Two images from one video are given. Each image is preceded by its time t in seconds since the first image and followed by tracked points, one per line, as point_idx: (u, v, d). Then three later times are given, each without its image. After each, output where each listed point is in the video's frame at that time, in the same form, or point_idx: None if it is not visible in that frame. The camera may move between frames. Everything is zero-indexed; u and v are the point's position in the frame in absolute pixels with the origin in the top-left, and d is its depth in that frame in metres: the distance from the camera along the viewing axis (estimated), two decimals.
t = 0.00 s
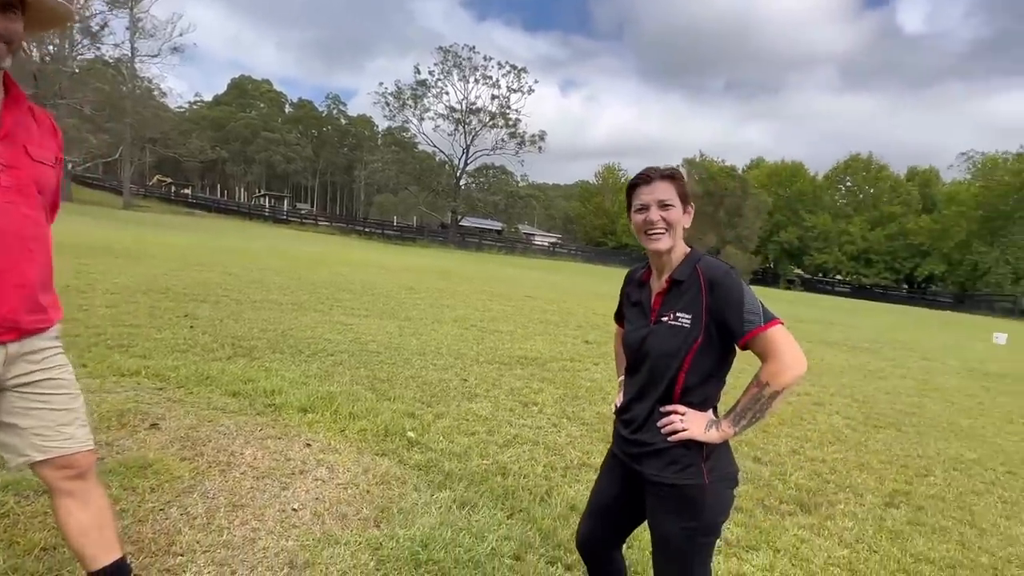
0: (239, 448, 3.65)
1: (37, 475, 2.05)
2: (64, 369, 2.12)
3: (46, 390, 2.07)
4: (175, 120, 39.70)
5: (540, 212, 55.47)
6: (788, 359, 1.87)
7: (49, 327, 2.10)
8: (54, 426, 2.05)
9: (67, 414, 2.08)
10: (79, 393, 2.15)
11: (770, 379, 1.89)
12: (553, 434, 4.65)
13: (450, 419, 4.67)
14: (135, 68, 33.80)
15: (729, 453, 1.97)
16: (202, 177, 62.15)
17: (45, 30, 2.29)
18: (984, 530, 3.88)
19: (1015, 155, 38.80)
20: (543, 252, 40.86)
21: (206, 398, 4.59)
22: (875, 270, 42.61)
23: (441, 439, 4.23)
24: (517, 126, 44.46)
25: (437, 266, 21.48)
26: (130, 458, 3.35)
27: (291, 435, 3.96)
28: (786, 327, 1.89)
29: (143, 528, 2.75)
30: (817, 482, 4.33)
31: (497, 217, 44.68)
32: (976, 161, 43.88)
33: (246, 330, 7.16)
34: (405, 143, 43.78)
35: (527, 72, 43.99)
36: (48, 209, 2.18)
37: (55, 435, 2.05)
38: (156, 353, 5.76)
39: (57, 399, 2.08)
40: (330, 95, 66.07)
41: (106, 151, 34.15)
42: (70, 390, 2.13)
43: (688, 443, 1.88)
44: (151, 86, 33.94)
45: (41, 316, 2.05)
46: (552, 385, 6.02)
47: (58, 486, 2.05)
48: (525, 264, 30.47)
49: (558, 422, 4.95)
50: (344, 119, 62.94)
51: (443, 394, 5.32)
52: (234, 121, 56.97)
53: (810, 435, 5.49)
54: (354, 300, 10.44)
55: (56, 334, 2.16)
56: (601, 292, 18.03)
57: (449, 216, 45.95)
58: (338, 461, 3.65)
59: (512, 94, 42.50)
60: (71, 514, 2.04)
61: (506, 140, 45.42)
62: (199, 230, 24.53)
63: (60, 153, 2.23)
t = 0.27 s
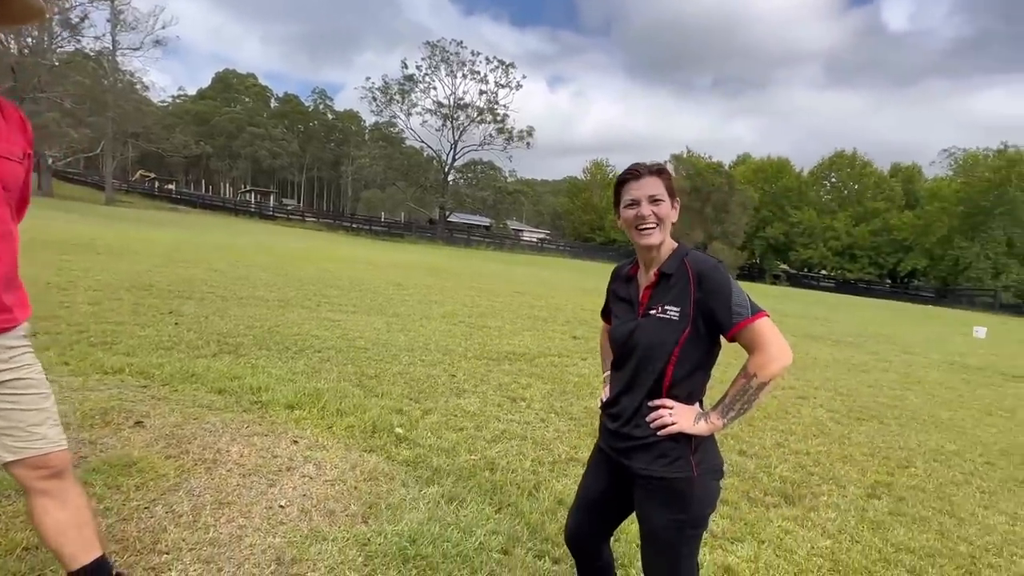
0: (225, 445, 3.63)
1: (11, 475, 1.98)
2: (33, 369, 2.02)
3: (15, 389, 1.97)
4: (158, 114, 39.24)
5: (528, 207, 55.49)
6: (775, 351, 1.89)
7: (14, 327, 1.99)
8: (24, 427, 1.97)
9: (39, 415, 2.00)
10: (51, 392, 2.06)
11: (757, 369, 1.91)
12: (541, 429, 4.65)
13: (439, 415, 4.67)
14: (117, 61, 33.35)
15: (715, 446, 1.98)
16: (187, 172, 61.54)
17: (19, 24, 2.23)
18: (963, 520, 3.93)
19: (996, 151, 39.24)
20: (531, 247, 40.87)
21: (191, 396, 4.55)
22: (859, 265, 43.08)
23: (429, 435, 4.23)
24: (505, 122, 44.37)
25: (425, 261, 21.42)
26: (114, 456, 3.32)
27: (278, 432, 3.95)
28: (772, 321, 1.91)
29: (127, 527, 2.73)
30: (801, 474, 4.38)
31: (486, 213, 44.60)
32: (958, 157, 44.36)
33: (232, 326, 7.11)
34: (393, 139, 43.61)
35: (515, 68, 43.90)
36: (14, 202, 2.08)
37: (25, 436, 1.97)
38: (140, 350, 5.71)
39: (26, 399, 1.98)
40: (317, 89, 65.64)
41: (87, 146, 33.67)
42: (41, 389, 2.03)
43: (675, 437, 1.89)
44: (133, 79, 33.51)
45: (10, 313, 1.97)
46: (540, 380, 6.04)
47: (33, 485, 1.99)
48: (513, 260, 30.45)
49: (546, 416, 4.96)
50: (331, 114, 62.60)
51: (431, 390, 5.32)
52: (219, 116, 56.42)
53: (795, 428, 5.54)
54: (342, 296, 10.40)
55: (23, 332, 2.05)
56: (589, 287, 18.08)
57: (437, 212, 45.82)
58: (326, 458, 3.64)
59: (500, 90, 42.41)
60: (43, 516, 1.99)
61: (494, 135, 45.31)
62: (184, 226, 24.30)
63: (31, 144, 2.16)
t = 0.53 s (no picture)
0: (213, 442, 3.60)
1: None
2: (15, 366, 1.98)
3: None
4: (142, 107, 38.76)
5: (518, 202, 55.45)
6: (767, 343, 1.91)
7: None
8: (8, 426, 1.93)
9: (22, 412, 1.96)
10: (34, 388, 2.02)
11: (751, 361, 1.92)
12: (532, 424, 4.66)
13: (429, 410, 4.66)
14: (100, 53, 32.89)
15: (707, 440, 1.99)
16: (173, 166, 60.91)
17: None
18: (948, 510, 3.98)
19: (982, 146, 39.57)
20: (521, 242, 40.84)
21: (178, 392, 4.51)
22: (846, 259, 43.36)
23: (419, 431, 4.22)
24: (495, 116, 44.21)
25: (415, 256, 21.35)
26: (99, 455, 3.28)
27: (267, 429, 3.93)
28: (765, 316, 1.93)
29: (113, 526, 2.70)
30: (789, 467, 4.42)
31: (476, 207, 44.47)
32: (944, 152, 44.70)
33: (219, 322, 7.05)
34: (382, 133, 43.34)
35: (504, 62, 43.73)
36: None
37: (10, 435, 1.94)
38: (125, 347, 5.65)
39: (9, 398, 1.94)
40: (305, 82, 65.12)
41: (69, 139, 33.21)
42: (25, 387, 1.99)
43: (670, 431, 1.89)
44: (117, 71, 33.06)
45: None
46: (531, 375, 6.04)
47: (16, 485, 1.97)
48: (504, 254, 30.39)
49: (537, 411, 4.97)
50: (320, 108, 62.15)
51: (422, 385, 5.31)
52: (205, 110, 55.84)
53: (784, 421, 5.58)
54: (331, 292, 10.33)
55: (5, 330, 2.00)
56: (579, 282, 18.09)
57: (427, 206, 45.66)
58: (316, 454, 3.63)
59: (490, 84, 42.25)
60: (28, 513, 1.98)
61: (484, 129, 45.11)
62: (171, 221, 24.05)
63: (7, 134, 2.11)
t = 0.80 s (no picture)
0: (201, 438, 3.58)
1: None
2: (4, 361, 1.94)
3: None
4: (126, 97, 38.27)
5: (508, 194, 55.33)
6: (771, 336, 1.91)
7: None
8: None
9: (12, 409, 1.94)
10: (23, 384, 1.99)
11: (753, 356, 1.91)
12: (525, 417, 4.66)
13: (421, 404, 4.65)
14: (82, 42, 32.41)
15: (706, 434, 1.99)
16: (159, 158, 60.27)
17: None
18: (937, 500, 4.03)
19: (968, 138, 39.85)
20: (511, 234, 40.79)
21: (165, 387, 4.48)
22: (834, 251, 43.65)
23: (411, 424, 4.21)
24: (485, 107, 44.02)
25: (405, 248, 21.28)
26: (85, 452, 3.24)
27: (257, 423, 3.90)
28: (766, 309, 1.92)
29: (100, 525, 2.68)
30: (781, 458, 4.44)
31: (466, 199, 44.33)
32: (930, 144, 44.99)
33: (207, 316, 7.00)
34: (371, 124, 43.06)
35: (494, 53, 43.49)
36: None
37: None
38: (111, 341, 5.60)
39: None
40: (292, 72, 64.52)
41: (51, 129, 32.74)
42: (14, 382, 1.95)
43: (670, 426, 1.89)
44: (99, 60, 32.59)
45: None
46: (523, 368, 6.05)
47: (4, 485, 1.96)
48: (494, 246, 30.35)
49: (530, 404, 4.97)
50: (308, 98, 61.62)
51: (414, 378, 5.30)
52: (191, 100, 55.22)
53: (774, 413, 5.61)
54: (321, 285, 10.27)
55: None
56: (570, 274, 18.10)
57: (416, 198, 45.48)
58: (307, 449, 3.61)
59: (479, 75, 42.04)
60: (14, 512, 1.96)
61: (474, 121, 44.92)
62: (157, 213, 23.81)
63: None
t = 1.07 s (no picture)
0: (186, 434, 3.54)
1: None
2: None
3: None
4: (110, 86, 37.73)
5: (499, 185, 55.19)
6: (770, 332, 1.89)
7: None
8: None
9: None
10: None
11: (753, 352, 1.91)
12: (515, 410, 4.66)
13: (411, 397, 4.64)
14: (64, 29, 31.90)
15: (704, 431, 1.99)
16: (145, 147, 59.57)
17: None
18: (926, 492, 4.06)
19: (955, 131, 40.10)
20: (501, 226, 40.69)
21: (149, 382, 4.43)
22: (821, 244, 43.86)
23: (401, 419, 4.19)
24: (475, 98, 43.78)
25: (396, 240, 21.18)
26: (66, 449, 3.20)
27: (244, 419, 3.87)
28: (767, 303, 1.91)
29: (80, 526, 2.64)
30: (772, 451, 4.47)
31: (456, 190, 44.15)
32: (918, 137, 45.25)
33: (193, 308, 6.93)
34: (360, 114, 42.72)
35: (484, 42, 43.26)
36: None
37: None
38: (93, 334, 5.53)
39: None
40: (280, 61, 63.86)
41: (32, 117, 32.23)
42: None
43: (668, 423, 1.88)
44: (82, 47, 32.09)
45: None
46: (514, 361, 6.04)
47: None
48: (484, 238, 30.26)
49: (521, 397, 4.97)
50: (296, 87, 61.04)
51: (403, 371, 5.28)
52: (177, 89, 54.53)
53: (764, 405, 5.64)
54: (310, 276, 10.19)
55: None
56: (560, 265, 18.08)
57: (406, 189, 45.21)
58: (295, 444, 3.59)
59: (470, 64, 41.80)
60: None
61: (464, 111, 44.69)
62: (143, 204, 23.54)
63: None
